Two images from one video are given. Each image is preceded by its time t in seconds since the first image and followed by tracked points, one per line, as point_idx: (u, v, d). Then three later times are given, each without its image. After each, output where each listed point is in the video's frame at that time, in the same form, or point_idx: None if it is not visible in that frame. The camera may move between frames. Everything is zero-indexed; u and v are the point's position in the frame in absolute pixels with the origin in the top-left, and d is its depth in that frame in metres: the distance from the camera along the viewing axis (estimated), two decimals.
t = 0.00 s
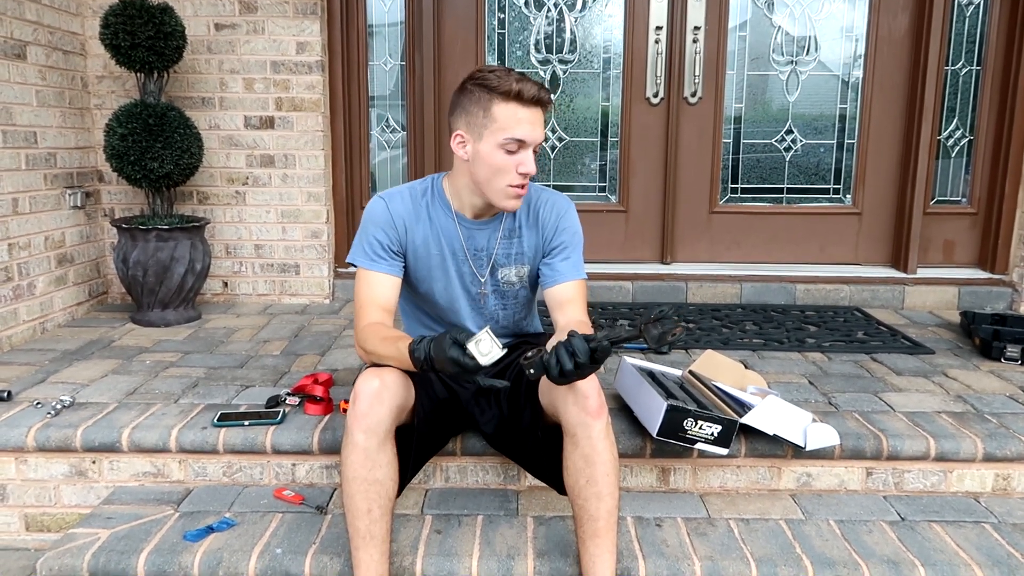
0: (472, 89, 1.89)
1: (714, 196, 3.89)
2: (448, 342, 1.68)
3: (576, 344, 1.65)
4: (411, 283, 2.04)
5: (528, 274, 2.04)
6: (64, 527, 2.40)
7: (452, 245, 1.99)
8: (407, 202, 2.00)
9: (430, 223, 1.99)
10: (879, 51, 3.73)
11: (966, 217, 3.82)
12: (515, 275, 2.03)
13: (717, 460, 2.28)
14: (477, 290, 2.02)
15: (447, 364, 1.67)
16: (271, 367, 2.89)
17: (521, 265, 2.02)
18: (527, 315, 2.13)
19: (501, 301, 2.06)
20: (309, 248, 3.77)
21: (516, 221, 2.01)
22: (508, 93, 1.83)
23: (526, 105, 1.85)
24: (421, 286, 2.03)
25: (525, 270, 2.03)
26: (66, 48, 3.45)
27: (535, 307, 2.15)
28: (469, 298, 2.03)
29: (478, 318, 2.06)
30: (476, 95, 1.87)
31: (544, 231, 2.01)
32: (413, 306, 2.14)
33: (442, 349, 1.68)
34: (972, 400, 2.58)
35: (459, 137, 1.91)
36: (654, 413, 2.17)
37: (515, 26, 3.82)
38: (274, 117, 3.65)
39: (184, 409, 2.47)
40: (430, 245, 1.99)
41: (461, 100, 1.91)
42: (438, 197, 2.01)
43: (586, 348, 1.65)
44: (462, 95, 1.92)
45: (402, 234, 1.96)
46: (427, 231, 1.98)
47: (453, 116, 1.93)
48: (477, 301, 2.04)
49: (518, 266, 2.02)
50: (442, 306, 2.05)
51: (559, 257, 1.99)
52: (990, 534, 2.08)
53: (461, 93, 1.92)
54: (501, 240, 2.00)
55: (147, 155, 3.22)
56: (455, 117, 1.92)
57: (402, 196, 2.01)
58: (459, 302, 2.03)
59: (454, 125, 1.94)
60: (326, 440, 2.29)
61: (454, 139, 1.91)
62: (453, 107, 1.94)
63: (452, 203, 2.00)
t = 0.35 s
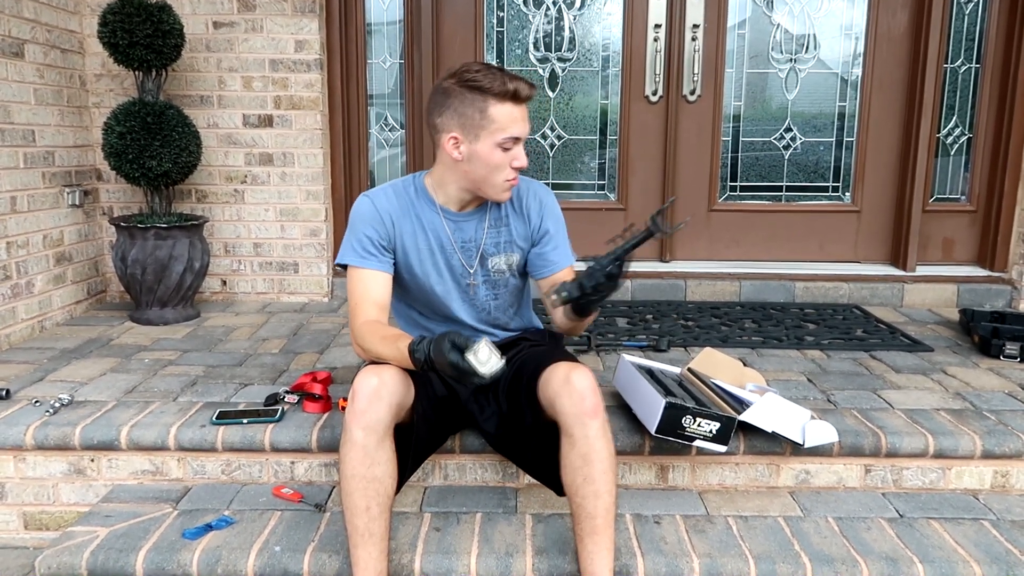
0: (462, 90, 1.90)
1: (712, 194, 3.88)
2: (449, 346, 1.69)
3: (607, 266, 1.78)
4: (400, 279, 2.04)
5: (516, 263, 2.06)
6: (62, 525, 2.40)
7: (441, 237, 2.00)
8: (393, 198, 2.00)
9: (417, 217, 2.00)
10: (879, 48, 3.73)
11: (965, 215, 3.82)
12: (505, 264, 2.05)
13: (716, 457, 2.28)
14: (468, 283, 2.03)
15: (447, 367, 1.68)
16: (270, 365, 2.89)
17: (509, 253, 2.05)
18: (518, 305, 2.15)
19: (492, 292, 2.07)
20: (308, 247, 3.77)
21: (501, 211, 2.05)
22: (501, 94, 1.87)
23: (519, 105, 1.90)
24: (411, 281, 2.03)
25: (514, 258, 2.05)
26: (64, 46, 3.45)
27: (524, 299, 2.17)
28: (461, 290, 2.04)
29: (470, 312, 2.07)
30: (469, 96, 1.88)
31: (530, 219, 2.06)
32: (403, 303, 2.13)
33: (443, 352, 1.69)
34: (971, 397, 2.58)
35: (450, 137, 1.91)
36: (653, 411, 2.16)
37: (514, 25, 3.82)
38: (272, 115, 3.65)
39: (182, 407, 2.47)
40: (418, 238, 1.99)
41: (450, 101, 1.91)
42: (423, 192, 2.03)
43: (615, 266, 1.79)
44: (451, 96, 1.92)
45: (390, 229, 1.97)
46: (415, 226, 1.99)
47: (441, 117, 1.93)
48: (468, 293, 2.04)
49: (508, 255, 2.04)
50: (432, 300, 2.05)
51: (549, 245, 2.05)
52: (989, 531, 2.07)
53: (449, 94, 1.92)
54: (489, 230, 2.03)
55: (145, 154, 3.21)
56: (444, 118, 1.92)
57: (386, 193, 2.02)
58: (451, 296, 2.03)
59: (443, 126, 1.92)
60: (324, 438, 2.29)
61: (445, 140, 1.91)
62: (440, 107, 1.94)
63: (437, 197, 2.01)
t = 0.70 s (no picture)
0: (467, 96, 1.90)
1: (713, 194, 3.88)
2: (438, 323, 1.70)
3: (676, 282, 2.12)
4: (408, 278, 2.04)
5: (521, 250, 2.15)
6: (63, 524, 2.40)
7: (451, 231, 2.03)
8: (394, 199, 2.01)
9: (423, 214, 2.01)
10: (879, 48, 3.73)
11: (965, 214, 3.82)
12: (511, 251, 2.12)
13: (715, 456, 2.29)
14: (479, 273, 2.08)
15: (440, 347, 1.69)
16: (270, 364, 2.89)
17: (515, 241, 2.13)
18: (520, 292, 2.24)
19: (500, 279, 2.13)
20: (308, 245, 3.77)
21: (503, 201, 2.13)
22: (506, 99, 1.88)
23: (524, 110, 1.92)
24: (421, 278, 2.03)
25: (519, 245, 2.14)
26: (65, 45, 3.45)
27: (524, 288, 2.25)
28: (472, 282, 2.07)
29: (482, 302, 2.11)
30: (474, 102, 1.89)
31: (528, 205, 2.17)
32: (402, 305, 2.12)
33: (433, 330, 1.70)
34: (970, 397, 2.58)
35: (456, 143, 1.91)
36: (652, 410, 2.17)
37: (514, 24, 3.82)
38: (273, 114, 3.66)
39: (182, 406, 2.47)
40: (428, 235, 2.01)
41: (456, 107, 1.91)
42: (420, 192, 2.04)
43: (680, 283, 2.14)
44: (457, 102, 1.91)
45: (399, 228, 1.97)
46: (422, 223, 2.01)
47: (446, 122, 1.92)
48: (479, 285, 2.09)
49: (513, 242, 2.12)
50: (445, 294, 2.07)
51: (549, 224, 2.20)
52: (988, 531, 2.08)
53: (454, 100, 1.92)
54: (493, 220, 2.09)
55: (145, 152, 3.22)
56: (449, 123, 1.91)
57: (386, 194, 2.01)
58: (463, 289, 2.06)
59: (448, 131, 1.92)
60: (324, 437, 2.29)
61: (452, 145, 1.91)
62: (444, 112, 1.93)
63: (436, 195, 2.03)
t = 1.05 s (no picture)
0: (493, 90, 1.91)
1: (712, 191, 3.88)
2: (438, 324, 1.69)
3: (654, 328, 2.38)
4: (416, 272, 2.02)
5: (524, 243, 2.17)
6: (61, 521, 2.40)
7: (460, 223, 2.03)
8: (403, 192, 2.00)
9: (432, 206, 2.01)
10: (878, 45, 3.73)
11: (964, 212, 3.82)
12: (516, 244, 2.14)
13: (714, 453, 2.28)
14: (485, 267, 2.08)
15: (440, 346, 1.68)
16: (269, 361, 2.89)
17: (520, 234, 2.15)
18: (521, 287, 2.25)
19: (505, 272, 2.15)
20: (307, 243, 3.77)
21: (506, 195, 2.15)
22: (531, 98, 1.90)
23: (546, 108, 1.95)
24: (430, 271, 2.02)
25: (522, 238, 2.16)
26: (63, 42, 3.44)
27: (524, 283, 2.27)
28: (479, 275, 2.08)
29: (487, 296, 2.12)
30: (499, 96, 1.90)
31: (528, 201, 2.20)
32: (408, 300, 2.09)
33: (434, 330, 1.69)
34: (970, 394, 2.58)
35: (478, 136, 1.92)
36: (652, 407, 2.16)
37: (514, 21, 3.81)
38: (271, 111, 3.65)
39: (181, 403, 2.47)
40: (437, 227, 2.00)
41: (480, 99, 1.91)
42: (427, 186, 2.04)
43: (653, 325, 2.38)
44: (481, 95, 1.91)
45: (410, 220, 1.97)
46: (431, 216, 2.00)
47: (469, 114, 1.93)
48: (485, 278, 2.09)
49: (517, 235, 2.14)
50: (453, 287, 2.06)
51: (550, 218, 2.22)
52: (986, 528, 2.08)
53: (479, 93, 1.92)
54: (499, 214, 2.10)
55: (144, 149, 3.21)
56: (473, 115, 1.92)
57: (394, 187, 2.01)
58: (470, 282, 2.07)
59: (471, 123, 1.93)
60: (323, 434, 2.29)
61: (474, 137, 1.93)
62: (467, 104, 1.93)
63: (444, 188, 2.03)
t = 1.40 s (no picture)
0: (463, 69, 1.92)
1: (711, 189, 3.88)
2: (438, 325, 1.70)
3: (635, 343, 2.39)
4: (417, 269, 2.03)
5: (526, 243, 2.17)
6: (61, 518, 2.41)
7: (461, 221, 2.04)
8: (405, 189, 2.01)
9: (434, 204, 2.02)
10: (877, 44, 3.73)
11: (963, 210, 3.82)
12: (517, 244, 2.14)
13: (712, 451, 2.29)
14: (485, 266, 2.08)
15: (440, 346, 1.69)
16: (268, 360, 2.89)
17: (522, 233, 2.15)
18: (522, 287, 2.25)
19: (505, 272, 2.15)
20: (306, 242, 3.77)
21: (509, 194, 2.15)
22: (496, 72, 1.89)
23: (522, 88, 1.91)
24: (431, 268, 2.03)
25: (524, 238, 2.16)
26: (63, 41, 3.45)
27: (525, 283, 2.26)
28: (480, 274, 2.08)
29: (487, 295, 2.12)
30: (467, 73, 1.91)
31: (530, 200, 2.19)
32: (409, 297, 2.10)
33: (433, 330, 1.70)
34: (968, 392, 2.58)
35: (449, 114, 1.95)
36: (650, 404, 2.17)
37: (513, 20, 3.81)
38: (271, 110, 3.65)
39: (180, 401, 2.48)
40: (438, 225, 2.01)
41: (453, 79, 1.94)
42: (429, 183, 2.04)
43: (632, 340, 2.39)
44: (454, 76, 1.95)
45: (411, 217, 1.97)
46: (431, 214, 2.01)
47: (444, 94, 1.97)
48: (485, 277, 2.10)
49: (519, 235, 2.14)
50: (454, 285, 2.07)
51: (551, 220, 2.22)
52: (984, 525, 2.08)
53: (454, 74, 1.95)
54: (500, 213, 2.10)
55: (143, 148, 3.22)
56: (446, 95, 1.96)
57: (397, 184, 2.02)
58: (470, 280, 2.08)
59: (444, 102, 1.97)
60: (322, 432, 2.30)
61: (444, 115, 1.96)
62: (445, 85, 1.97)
63: (445, 186, 2.04)
